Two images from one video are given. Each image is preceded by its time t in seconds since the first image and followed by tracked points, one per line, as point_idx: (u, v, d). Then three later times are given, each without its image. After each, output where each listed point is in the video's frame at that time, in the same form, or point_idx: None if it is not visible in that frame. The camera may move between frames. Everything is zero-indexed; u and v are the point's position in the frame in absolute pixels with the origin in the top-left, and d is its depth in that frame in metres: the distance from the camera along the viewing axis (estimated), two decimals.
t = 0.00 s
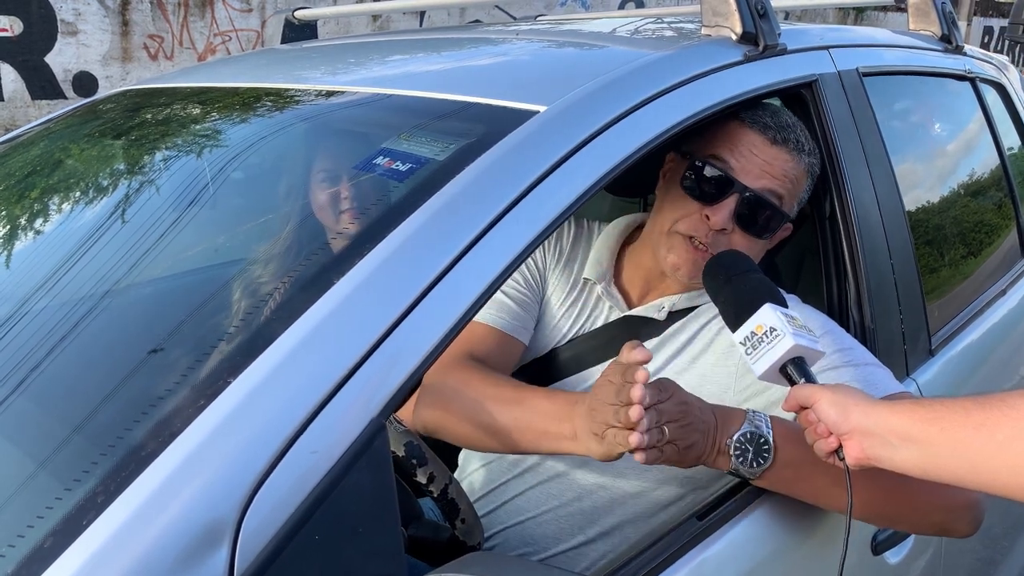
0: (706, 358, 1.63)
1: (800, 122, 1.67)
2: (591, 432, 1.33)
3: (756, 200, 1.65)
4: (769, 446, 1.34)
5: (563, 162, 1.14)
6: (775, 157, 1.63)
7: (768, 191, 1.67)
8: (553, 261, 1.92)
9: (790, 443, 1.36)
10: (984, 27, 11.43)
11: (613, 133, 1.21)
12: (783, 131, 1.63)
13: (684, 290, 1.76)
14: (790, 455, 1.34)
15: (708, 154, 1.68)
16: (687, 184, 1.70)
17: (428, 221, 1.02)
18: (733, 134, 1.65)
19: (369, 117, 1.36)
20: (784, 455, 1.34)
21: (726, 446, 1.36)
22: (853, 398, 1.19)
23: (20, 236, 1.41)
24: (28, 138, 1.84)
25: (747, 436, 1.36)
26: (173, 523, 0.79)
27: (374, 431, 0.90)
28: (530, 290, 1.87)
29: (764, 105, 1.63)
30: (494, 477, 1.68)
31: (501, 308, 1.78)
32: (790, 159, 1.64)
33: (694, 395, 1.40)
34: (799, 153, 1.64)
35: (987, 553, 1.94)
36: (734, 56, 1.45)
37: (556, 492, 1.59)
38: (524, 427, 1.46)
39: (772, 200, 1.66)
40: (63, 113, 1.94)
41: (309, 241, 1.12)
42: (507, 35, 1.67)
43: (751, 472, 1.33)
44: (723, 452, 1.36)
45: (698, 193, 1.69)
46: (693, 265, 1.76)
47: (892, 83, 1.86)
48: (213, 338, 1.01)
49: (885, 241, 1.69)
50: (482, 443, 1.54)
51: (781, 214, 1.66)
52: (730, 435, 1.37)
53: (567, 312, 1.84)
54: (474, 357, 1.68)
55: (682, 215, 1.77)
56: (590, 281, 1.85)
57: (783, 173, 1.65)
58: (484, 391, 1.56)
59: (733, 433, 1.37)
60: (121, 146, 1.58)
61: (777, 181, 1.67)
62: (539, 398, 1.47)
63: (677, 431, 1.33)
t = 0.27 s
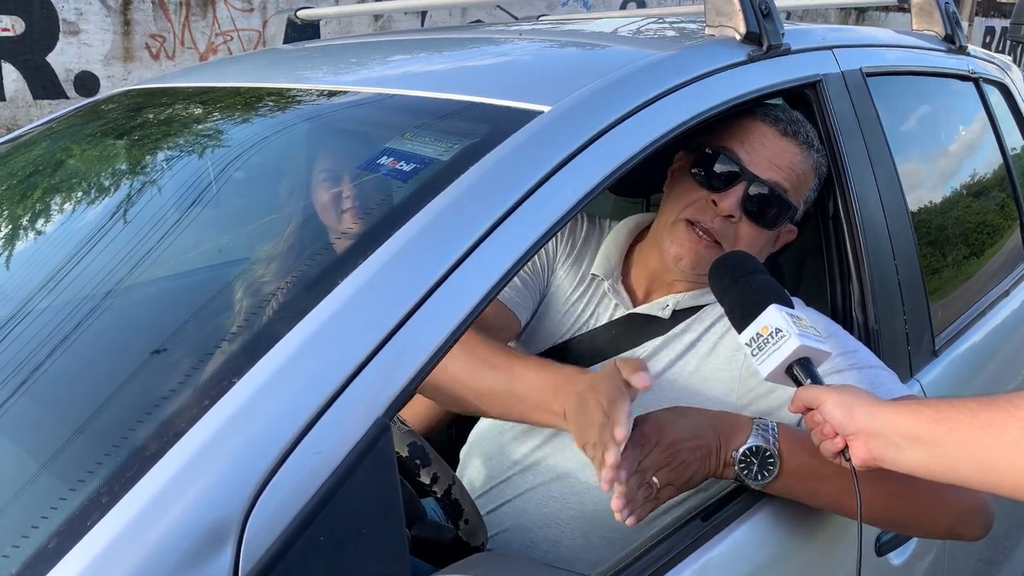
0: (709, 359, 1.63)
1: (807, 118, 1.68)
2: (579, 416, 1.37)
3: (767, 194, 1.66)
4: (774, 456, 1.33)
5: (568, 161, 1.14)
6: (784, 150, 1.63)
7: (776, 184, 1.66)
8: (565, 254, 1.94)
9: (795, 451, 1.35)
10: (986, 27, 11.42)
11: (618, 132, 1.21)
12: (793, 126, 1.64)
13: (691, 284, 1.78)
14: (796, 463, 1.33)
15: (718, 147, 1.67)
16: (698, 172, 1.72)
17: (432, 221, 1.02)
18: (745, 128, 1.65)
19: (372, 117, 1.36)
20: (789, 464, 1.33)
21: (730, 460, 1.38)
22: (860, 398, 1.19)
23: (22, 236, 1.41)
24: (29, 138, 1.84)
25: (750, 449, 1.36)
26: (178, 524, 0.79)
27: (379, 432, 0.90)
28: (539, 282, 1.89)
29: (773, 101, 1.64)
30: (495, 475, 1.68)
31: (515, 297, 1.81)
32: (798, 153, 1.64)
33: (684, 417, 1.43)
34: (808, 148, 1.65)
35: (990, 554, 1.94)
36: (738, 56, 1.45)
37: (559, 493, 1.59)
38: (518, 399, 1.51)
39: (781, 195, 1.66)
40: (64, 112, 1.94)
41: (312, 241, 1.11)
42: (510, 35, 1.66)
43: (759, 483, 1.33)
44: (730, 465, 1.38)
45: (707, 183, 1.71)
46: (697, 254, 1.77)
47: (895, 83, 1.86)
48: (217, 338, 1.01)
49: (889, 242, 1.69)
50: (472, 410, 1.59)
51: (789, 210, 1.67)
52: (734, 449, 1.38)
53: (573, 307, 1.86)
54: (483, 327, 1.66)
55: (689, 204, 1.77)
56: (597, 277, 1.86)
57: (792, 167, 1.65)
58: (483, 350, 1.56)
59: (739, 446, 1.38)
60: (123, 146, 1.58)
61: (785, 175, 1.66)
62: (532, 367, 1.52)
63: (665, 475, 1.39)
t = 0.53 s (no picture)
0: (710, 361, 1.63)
1: (808, 123, 1.68)
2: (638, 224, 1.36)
3: (765, 202, 1.65)
4: (771, 455, 1.34)
5: (569, 162, 1.14)
6: (782, 157, 1.64)
7: (774, 191, 1.67)
8: (565, 254, 1.98)
9: (792, 451, 1.35)
10: (987, 28, 11.41)
11: (619, 133, 1.21)
12: (792, 132, 1.64)
13: (688, 290, 1.73)
14: (795, 463, 1.33)
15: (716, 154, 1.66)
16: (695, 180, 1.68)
17: (433, 222, 1.02)
18: (742, 134, 1.66)
19: (372, 118, 1.36)
20: (787, 463, 1.33)
21: (728, 458, 1.39)
22: (859, 399, 1.18)
23: (21, 236, 1.41)
24: (30, 137, 1.84)
25: (748, 447, 1.36)
26: (177, 525, 0.79)
27: (379, 434, 0.89)
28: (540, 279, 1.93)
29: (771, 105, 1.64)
30: (494, 477, 1.68)
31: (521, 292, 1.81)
32: (796, 159, 1.65)
33: (683, 407, 1.42)
34: (807, 155, 1.65)
35: (990, 556, 1.94)
36: (739, 57, 1.44)
37: (559, 494, 1.58)
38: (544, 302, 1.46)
39: (779, 203, 1.66)
40: (65, 112, 1.94)
41: (312, 242, 1.11)
42: (511, 35, 1.66)
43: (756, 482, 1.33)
44: (725, 462, 1.39)
45: (704, 191, 1.67)
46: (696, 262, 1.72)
47: (896, 84, 1.85)
48: (217, 339, 1.01)
49: (890, 243, 1.69)
50: (483, 370, 1.49)
51: (788, 218, 1.66)
52: (733, 443, 1.39)
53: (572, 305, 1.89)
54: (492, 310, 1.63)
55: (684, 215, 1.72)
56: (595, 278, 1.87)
57: (790, 173, 1.66)
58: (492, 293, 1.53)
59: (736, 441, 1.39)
60: (123, 146, 1.58)
61: (782, 181, 1.67)
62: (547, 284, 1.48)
63: (658, 464, 1.38)
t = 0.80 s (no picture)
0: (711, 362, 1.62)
1: (809, 123, 1.67)
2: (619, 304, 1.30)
3: (767, 203, 1.65)
4: (770, 461, 1.33)
5: (571, 162, 1.14)
6: (784, 158, 1.63)
7: (775, 192, 1.66)
8: (571, 254, 1.92)
9: (791, 453, 1.35)
10: (988, 28, 11.40)
11: (620, 134, 1.20)
12: (794, 132, 1.63)
13: (689, 292, 1.74)
14: (794, 470, 1.33)
15: (717, 155, 1.66)
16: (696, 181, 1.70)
17: (434, 223, 1.02)
18: (744, 135, 1.65)
19: (373, 118, 1.35)
20: (786, 470, 1.33)
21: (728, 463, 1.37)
22: (857, 401, 1.18)
23: (20, 236, 1.41)
24: (30, 137, 1.83)
25: (747, 453, 1.35)
26: (177, 527, 0.78)
27: (379, 435, 0.89)
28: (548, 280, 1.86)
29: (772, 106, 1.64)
30: (495, 478, 1.68)
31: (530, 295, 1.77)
32: (799, 159, 1.64)
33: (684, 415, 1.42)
34: (809, 155, 1.64)
35: (990, 558, 1.93)
36: (741, 58, 1.44)
37: (560, 495, 1.58)
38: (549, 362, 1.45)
39: (780, 203, 1.65)
40: (66, 111, 1.93)
41: (313, 242, 1.11)
42: (512, 35, 1.66)
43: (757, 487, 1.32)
44: (725, 469, 1.37)
45: (705, 191, 1.68)
46: (699, 258, 1.75)
47: (897, 85, 1.85)
48: (217, 340, 1.01)
49: (891, 244, 1.68)
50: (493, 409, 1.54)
51: (789, 218, 1.66)
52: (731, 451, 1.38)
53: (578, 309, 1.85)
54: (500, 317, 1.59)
55: (688, 214, 1.75)
56: (601, 280, 1.86)
57: (792, 174, 1.65)
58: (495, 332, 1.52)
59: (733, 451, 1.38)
60: (124, 146, 1.57)
61: (785, 183, 1.66)
62: (556, 335, 1.46)
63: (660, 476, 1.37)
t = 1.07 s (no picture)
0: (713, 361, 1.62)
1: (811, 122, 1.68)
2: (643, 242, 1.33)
3: (769, 202, 1.64)
4: (774, 446, 1.33)
5: (575, 160, 1.14)
6: (784, 156, 1.63)
7: (777, 190, 1.65)
8: (571, 254, 1.95)
9: (794, 443, 1.35)
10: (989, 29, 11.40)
11: (623, 132, 1.20)
12: (795, 130, 1.64)
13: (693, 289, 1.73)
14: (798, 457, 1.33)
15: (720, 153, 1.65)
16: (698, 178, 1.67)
17: (437, 221, 1.02)
18: (746, 133, 1.65)
19: (374, 116, 1.35)
20: (790, 455, 1.33)
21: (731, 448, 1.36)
22: (859, 399, 1.18)
23: (19, 236, 1.40)
24: (30, 136, 1.83)
25: (750, 436, 1.35)
26: (179, 525, 0.78)
27: (381, 434, 0.89)
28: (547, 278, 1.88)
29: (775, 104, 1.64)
30: (497, 478, 1.68)
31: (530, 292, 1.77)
32: (800, 157, 1.64)
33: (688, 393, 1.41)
34: (809, 153, 1.65)
35: (992, 558, 1.93)
36: (743, 56, 1.44)
37: (561, 493, 1.58)
38: (551, 316, 1.42)
39: (783, 202, 1.65)
40: (66, 110, 1.93)
41: (314, 241, 1.11)
42: (514, 34, 1.66)
43: (762, 467, 1.32)
44: (728, 453, 1.37)
45: (708, 187, 1.66)
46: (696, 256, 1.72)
47: (900, 84, 1.85)
48: (219, 338, 1.00)
49: (894, 244, 1.68)
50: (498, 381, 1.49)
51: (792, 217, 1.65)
52: (735, 432, 1.37)
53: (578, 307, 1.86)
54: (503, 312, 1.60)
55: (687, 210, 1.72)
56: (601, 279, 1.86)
57: (792, 172, 1.65)
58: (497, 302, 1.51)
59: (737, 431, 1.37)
60: (124, 144, 1.57)
61: (786, 180, 1.66)
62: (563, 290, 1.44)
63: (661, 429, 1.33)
